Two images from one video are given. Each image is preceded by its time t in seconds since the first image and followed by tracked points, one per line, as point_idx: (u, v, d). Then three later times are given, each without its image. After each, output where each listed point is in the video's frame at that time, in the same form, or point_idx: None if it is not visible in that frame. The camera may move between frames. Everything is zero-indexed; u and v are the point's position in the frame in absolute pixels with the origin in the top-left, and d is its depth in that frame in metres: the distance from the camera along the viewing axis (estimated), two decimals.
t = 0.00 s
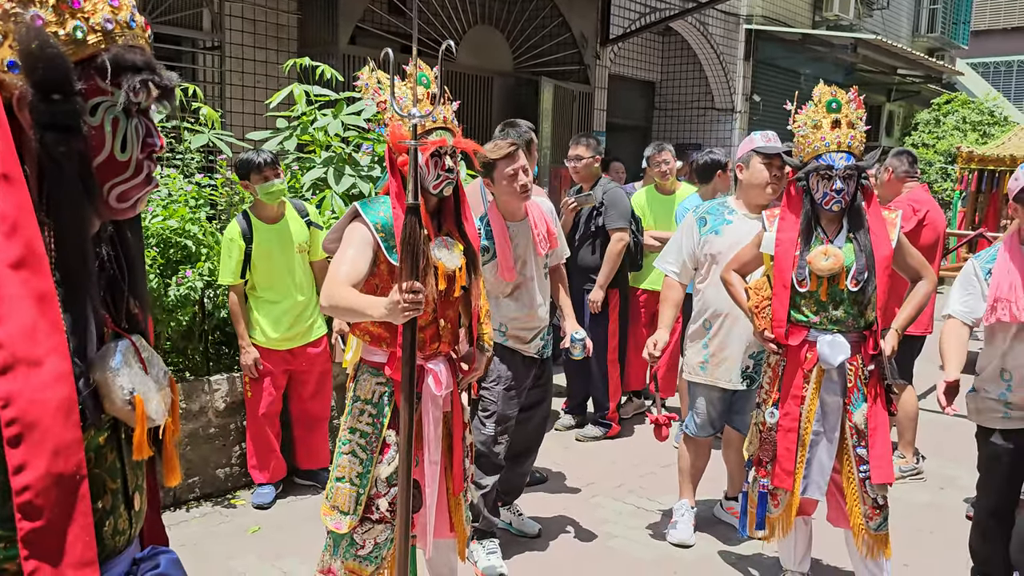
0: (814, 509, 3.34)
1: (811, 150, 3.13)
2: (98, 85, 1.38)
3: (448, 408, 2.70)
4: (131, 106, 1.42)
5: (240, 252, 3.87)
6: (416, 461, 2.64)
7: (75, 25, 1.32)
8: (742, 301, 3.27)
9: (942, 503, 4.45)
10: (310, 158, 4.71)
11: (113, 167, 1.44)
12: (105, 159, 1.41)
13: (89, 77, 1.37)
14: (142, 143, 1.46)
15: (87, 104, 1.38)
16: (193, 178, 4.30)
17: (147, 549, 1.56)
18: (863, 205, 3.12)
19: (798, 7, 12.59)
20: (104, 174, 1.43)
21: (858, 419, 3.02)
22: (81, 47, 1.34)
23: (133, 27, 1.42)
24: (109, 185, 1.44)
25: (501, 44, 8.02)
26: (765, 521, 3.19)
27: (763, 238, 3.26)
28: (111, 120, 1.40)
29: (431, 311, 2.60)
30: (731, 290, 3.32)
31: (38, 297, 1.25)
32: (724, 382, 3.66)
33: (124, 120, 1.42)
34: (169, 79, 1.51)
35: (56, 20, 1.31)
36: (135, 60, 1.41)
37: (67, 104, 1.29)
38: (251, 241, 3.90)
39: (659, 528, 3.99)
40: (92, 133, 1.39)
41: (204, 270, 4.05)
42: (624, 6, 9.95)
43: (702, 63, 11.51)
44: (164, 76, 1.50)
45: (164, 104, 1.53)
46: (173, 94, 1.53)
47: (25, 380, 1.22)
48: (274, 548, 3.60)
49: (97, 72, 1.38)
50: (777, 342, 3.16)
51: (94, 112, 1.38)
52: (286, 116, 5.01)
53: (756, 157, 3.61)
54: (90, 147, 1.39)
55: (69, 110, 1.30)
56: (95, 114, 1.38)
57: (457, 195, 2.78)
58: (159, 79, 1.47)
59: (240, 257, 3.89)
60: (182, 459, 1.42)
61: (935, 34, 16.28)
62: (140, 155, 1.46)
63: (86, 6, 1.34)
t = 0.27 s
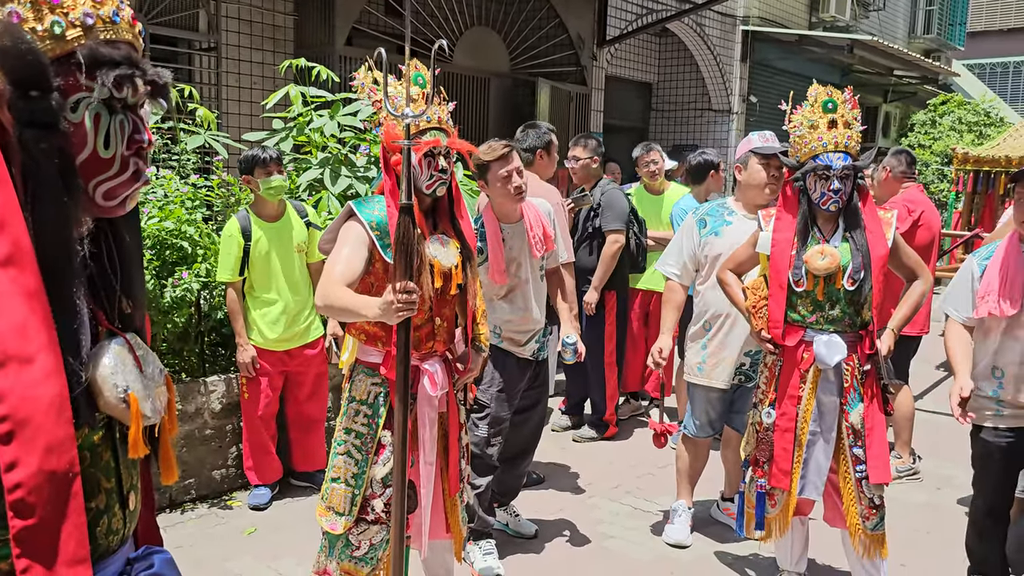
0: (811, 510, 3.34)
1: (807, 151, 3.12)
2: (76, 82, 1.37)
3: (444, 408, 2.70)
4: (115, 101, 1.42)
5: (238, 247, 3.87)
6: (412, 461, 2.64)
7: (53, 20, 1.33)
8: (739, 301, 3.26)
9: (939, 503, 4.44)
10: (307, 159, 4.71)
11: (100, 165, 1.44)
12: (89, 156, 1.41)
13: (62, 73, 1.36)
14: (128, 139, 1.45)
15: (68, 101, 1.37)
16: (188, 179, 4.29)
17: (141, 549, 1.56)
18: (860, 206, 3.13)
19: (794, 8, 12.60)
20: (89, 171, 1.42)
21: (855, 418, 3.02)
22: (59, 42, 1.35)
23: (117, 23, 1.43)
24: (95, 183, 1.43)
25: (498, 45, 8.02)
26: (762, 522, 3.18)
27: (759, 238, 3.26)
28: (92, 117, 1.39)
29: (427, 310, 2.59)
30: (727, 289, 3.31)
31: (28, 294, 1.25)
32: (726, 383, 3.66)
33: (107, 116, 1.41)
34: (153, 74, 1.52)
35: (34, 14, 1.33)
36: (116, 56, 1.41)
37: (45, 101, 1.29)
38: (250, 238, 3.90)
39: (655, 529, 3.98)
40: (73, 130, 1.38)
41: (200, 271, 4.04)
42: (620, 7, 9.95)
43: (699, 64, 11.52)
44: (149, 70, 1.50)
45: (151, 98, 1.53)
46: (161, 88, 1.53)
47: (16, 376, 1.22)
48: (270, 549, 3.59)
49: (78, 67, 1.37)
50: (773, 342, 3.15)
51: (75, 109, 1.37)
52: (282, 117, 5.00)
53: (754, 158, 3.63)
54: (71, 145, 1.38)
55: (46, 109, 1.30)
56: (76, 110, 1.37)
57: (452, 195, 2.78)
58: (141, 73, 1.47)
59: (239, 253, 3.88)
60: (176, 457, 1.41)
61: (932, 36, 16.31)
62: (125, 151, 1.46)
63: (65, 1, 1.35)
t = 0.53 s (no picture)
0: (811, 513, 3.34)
1: (805, 154, 3.12)
2: (73, 83, 1.38)
3: (443, 412, 2.70)
4: (114, 102, 1.42)
5: (244, 247, 3.88)
6: (411, 465, 2.63)
7: (51, 21, 1.34)
8: (738, 304, 3.26)
9: (937, 505, 4.45)
10: (306, 162, 4.71)
11: (99, 167, 1.44)
12: (88, 158, 1.41)
13: (59, 73, 1.37)
14: (128, 141, 1.46)
15: (65, 103, 1.37)
16: (188, 182, 4.29)
17: (140, 554, 1.56)
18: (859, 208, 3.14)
19: (792, 12, 12.62)
20: (89, 173, 1.42)
21: (855, 420, 3.02)
22: (56, 43, 1.35)
23: (117, 23, 1.43)
24: (94, 185, 1.43)
25: (496, 48, 8.03)
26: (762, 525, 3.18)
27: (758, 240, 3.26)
28: (90, 118, 1.39)
29: (426, 313, 2.59)
30: (727, 292, 3.30)
31: (26, 297, 1.25)
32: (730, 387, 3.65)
33: (105, 117, 1.41)
34: (153, 75, 1.53)
35: (31, 15, 1.33)
36: (114, 56, 1.41)
37: (42, 102, 1.29)
38: (256, 237, 3.91)
39: (655, 532, 3.98)
40: (71, 132, 1.38)
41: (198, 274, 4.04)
42: (619, 10, 9.97)
43: (697, 67, 11.53)
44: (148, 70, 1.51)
45: (151, 99, 1.54)
46: (161, 89, 1.54)
47: (14, 379, 1.21)
48: (269, 552, 3.58)
49: (77, 68, 1.38)
50: (772, 345, 3.15)
51: (73, 110, 1.38)
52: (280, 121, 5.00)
53: (753, 161, 3.64)
54: (68, 147, 1.38)
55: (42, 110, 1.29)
56: (75, 112, 1.37)
57: (451, 197, 2.78)
58: (140, 74, 1.47)
59: (244, 252, 3.89)
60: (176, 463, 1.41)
61: (929, 39, 16.35)
62: (124, 153, 1.46)
63: (62, 2, 1.35)
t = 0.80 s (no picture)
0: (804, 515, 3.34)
1: (799, 157, 3.12)
2: (66, 85, 1.36)
3: (437, 414, 2.69)
4: (104, 104, 1.42)
5: (245, 243, 3.90)
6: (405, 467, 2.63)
7: (41, 22, 1.33)
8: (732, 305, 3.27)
9: (930, 505, 4.47)
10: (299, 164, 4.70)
11: (92, 169, 1.43)
12: (79, 160, 1.40)
13: (50, 75, 1.36)
14: (120, 142, 1.45)
15: (56, 105, 1.36)
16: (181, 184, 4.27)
17: (133, 558, 1.55)
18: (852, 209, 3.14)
19: (784, 14, 12.66)
20: (80, 176, 1.41)
21: (848, 421, 3.03)
22: (46, 45, 1.35)
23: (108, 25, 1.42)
24: (86, 187, 1.42)
25: (489, 50, 8.03)
26: (756, 526, 3.19)
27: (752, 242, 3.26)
28: (81, 120, 1.39)
29: (420, 315, 2.58)
30: (721, 294, 3.31)
31: (17, 301, 1.24)
32: (728, 389, 3.67)
33: (96, 119, 1.41)
34: (145, 77, 1.53)
35: (21, 17, 1.33)
36: (104, 58, 1.41)
37: (32, 104, 1.30)
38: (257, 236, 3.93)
39: (649, 533, 3.98)
40: (62, 135, 1.37)
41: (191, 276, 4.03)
42: (612, 12, 9.98)
43: (690, 69, 11.55)
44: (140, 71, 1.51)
45: (143, 101, 1.53)
46: (153, 91, 1.54)
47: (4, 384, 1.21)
48: (262, 555, 3.57)
49: (67, 70, 1.37)
50: (767, 346, 3.15)
51: (64, 112, 1.37)
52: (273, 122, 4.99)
53: (745, 165, 3.65)
54: (59, 149, 1.38)
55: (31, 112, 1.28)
56: (66, 114, 1.37)
57: (446, 198, 2.77)
58: (132, 76, 1.47)
59: (246, 248, 3.90)
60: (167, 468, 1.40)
61: (920, 41, 16.42)
62: (117, 154, 1.45)
63: (53, 3, 1.34)
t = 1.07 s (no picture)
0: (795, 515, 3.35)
1: (791, 158, 3.13)
2: (51, 79, 1.36)
3: (430, 413, 2.69)
4: (92, 99, 1.41)
5: (242, 242, 3.90)
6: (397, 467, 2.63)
7: (29, 16, 1.32)
8: (725, 305, 3.27)
9: (920, 505, 4.49)
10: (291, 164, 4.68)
11: (78, 165, 1.42)
12: (65, 156, 1.39)
13: (38, 70, 1.35)
14: (107, 138, 1.44)
15: (42, 100, 1.36)
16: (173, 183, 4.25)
17: (123, 557, 1.54)
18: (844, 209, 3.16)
19: (775, 16, 12.70)
20: (66, 171, 1.40)
21: (839, 420, 3.04)
22: (34, 39, 1.33)
23: (97, 20, 1.41)
24: (72, 183, 1.42)
25: (481, 50, 8.03)
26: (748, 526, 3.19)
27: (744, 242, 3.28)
28: (68, 114, 1.38)
29: (413, 315, 2.58)
30: (713, 293, 3.32)
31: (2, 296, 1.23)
32: (720, 389, 3.67)
33: (83, 114, 1.40)
34: (133, 73, 1.52)
35: (8, 10, 1.30)
36: (92, 53, 1.40)
37: (18, 97, 1.26)
38: (254, 234, 3.93)
39: (641, 533, 3.98)
40: (48, 129, 1.37)
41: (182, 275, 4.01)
42: (604, 13, 10.00)
43: (681, 70, 11.58)
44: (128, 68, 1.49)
45: (131, 98, 1.52)
46: (142, 88, 1.53)
47: None
48: (254, 555, 3.56)
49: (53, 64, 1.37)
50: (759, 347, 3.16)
51: (50, 107, 1.36)
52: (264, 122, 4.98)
53: (737, 166, 3.65)
54: (45, 145, 1.37)
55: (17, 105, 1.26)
56: (52, 108, 1.36)
57: (440, 199, 2.77)
58: (120, 72, 1.46)
59: (242, 245, 3.90)
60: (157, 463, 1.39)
61: (910, 44, 16.51)
62: (103, 150, 1.44)
63: None
